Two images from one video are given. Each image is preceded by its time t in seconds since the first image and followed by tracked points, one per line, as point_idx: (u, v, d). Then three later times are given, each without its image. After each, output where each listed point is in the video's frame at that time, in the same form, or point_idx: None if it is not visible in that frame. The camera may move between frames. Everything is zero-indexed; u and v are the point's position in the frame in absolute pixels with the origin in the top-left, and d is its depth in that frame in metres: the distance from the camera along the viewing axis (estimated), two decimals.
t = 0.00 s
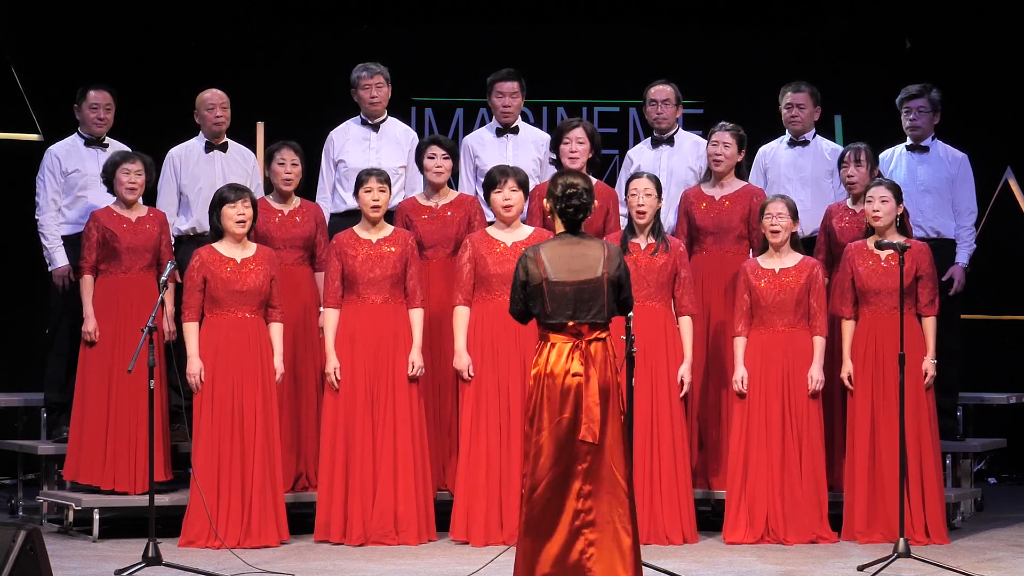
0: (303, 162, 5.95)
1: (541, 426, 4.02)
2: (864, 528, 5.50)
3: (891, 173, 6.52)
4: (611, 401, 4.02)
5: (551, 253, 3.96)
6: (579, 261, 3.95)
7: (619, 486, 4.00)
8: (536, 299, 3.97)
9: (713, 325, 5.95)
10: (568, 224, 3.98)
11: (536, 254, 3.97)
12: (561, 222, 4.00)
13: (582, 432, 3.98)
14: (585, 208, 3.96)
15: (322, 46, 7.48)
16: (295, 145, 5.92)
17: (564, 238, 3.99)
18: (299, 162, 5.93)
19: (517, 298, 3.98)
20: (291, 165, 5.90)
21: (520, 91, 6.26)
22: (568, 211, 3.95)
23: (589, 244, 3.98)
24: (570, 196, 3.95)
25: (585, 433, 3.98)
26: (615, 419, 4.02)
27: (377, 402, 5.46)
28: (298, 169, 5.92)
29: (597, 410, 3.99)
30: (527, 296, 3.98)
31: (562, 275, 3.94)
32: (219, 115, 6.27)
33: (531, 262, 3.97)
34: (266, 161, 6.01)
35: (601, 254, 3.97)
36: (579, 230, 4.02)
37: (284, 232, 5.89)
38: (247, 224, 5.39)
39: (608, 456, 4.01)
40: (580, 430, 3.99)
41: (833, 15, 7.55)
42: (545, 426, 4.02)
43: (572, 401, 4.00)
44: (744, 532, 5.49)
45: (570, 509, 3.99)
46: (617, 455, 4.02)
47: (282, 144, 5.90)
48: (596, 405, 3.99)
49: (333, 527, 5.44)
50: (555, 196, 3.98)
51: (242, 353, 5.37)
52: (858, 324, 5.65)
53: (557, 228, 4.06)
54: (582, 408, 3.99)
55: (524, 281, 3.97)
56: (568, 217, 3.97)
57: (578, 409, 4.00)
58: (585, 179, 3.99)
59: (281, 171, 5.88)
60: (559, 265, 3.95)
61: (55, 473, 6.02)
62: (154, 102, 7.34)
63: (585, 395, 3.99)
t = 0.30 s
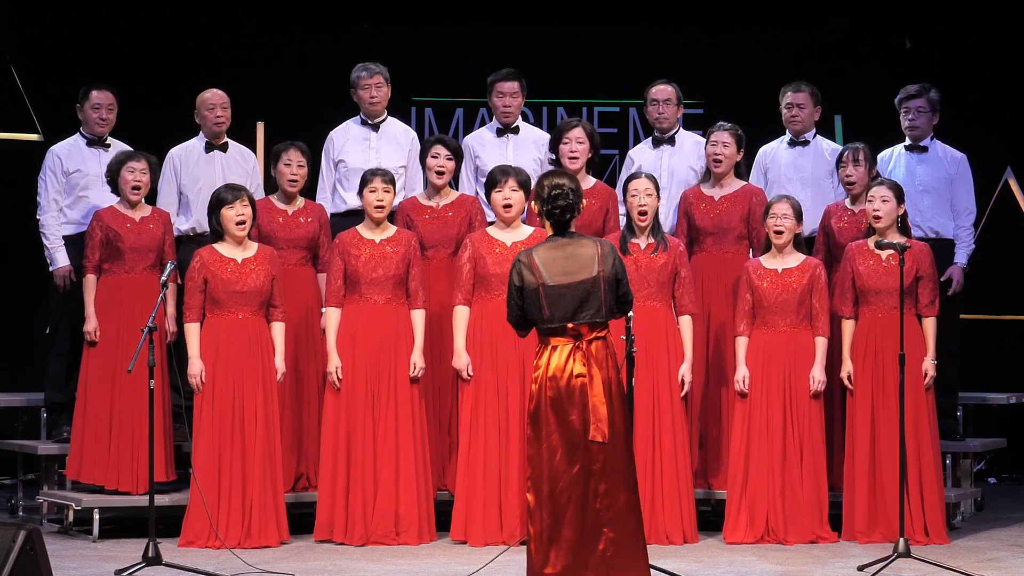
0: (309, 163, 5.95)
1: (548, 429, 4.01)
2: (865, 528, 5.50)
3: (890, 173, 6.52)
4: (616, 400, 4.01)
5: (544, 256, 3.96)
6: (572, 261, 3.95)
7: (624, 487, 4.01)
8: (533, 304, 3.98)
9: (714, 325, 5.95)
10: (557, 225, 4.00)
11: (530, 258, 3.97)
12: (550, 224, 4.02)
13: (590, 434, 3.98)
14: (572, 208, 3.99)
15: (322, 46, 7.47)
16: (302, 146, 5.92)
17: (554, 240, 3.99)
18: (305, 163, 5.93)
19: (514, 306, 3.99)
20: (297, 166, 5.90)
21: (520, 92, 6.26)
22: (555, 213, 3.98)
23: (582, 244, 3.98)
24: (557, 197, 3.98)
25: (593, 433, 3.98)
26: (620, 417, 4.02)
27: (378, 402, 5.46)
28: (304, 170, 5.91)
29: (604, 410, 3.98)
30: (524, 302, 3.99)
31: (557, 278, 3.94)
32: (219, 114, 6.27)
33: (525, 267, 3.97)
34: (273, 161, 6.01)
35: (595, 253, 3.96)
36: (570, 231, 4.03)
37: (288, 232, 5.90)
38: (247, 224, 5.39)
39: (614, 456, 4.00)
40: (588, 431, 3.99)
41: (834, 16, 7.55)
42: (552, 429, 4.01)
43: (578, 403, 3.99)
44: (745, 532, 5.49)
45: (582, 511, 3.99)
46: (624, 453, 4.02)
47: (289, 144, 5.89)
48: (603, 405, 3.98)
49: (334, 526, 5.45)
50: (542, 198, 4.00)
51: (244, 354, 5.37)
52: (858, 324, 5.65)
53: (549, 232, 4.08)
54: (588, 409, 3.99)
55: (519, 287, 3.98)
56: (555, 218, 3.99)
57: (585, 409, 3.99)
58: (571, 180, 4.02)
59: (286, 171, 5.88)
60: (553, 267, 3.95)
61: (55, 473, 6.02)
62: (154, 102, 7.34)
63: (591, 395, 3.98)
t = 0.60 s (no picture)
0: (314, 165, 5.94)
1: (548, 428, 4.01)
2: (864, 528, 5.50)
3: (889, 173, 6.51)
4: (617, 400, 4.00)
5: (547, 256, 3.96)
6: (575, 262, 3.95)
7: (624, 489, 4.01)
8: (535, 303, 3.98)
9: (714, 325, 5.95)
10: (561, 227, 3.99)
11: (533, 258, 3.97)
12: (554, 225, 4.01)
13: (589, 433, 3.97)
14: (577, 211, 3.98)
15: (322, 46, 7.47)
16: (308, 147, 5.91)
17: (557, 242, 3.98)
18: (311, 164, 5.92)
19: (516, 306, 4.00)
20: (303, 167, 5.88)
21: (521, 92, 6.26)
22: (561, 215, 3.97)
23: (584, 245, 3.98)
24: (562, 200, 3.96)
25: (593, 433, 3.97)
26: (620, 416, 4.01)
27: (378, 402, 5.46)
28: (309, 172, 5.91)
29: (604, 410, 3.97)
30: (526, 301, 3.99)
31: (559, 278, 3.94)
32: (220, 114, 6.27)
33: (527, 266, 3.97)
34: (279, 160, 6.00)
35: (597, 254, 3.96)
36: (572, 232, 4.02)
37: (293, 232, 5.90)
38: (248, 224, 5.39)
39: (614, 457, 4.00)
40: (588, 431, 3.98)
41: (834, 15, 7.55)
42: (552, 428, 4.00)
43: (579, 402, 3.98)
44: (745, 532, 5.49)
45: (582, 511, 3.98)
46: (627, 453, 4.02)
47: (295, 145, 5.88)
48: (603, 405, 3.97)
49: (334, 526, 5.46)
50: (547, 200, 3.99)
51: (244, 354, 5.37)
52: (858, 324, 5.65)
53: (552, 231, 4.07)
54: (589, 409, 3.98)
55: (521, 286, 3.98)
56: (560, 220, 3.98)
57: (584, 408, 3.98)
58: (575, 181, 4.00)
59: (292, 172, 5.87)
60: (555, 267, 3.95)
61: (55, 473, 6.02)
62: (154, 102, 7.34)
63: (591, 395, 3.97)
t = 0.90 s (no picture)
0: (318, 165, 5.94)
1: (542, 423, 4.00)
2: (864, 528, 5.50)
3: (888, 173, 6.51)
4: (613, 398, 4.00)
5: (564, 250, 3.94)
6: (590, 261, 3.94)
7: (617, 488, 4.00)
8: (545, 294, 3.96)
9: (714, 325, 5.95)
10: (585, 226, 3.96)
11: (549, 250, 3.95)
12: (577, 224, 3.97)
13: (583, 429, 3.97)
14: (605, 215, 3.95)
15: (323, 46, 7.47)
16: (313, 147, 5.91)
17: (576, 240, 3.97)
18: (315, 164, 5.92)
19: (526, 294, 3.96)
20: (308, 167, 5.88)
21: (521, 92, 6.26)
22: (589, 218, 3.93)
23: (602, 246, 3.98)
24: (593, 202, 3.92)
25: (587, 429, 3.96)
26: (616, 415, 4.00)
27: (378, 402, 5.46)
28: (314, 172, 5.91)
29: (599, 408, 3.97)
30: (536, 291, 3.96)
31: (572, 273, 3.93)
32: (220, 114, 6.27)
33: (543, 257, 3.95)
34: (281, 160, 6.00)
35: (613, 256, 3.96)
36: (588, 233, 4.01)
37: (295, 232, 5.89)
38: (249, 226, 5.38)
39: (607, 455, 3.99)
40: (582, 427, 3.98)
41: (834, 15, 7.55)
42: (546, 423, 3.99)
43: (574, 398, 3.98)
44: (745, 532, 5.49)
45: (573, 508, 3.98)
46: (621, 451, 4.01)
47: (299, 145, 5.88)
48: (599, 402, 3.97)
49: (333, 526, 5.46)
50: (575, 198, 3.94)
51: (244, 354, 5.38)
52: (858, 324, 5.65)
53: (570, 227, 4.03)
54: (584, 405, 3.98)
55: (535, 276, 3.95)
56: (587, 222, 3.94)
57: (580, 405, 3.98)
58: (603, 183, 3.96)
59: (296, 172, 5.86)
60: (570, 262, 3.93)
61: (55, 473, 6.02)
62: (154, 103, 7.34)
63: (587, 393, 3.97)
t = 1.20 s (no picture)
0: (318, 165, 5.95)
1: (538, 415, 3.99)
2: (864, 528, 5.50)
3: (888, 173, 6.51)
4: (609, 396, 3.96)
5: (574, 247, 3.95)
6: (597, 260, 3.94)
7: (609, 487, 3.94)
8: (550, 287, 3.96)
9: (714, 325, 5.95)
10: (600, 227, 3.97)
11: (559, 246, 3.97)
12: (593, 224, 3.98)
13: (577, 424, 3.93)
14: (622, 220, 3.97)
15: (323, 45, 7.48)
16: (312, 147, 5.93)
17: (590, 239, 3.97)
18: (315, 165, 5.93)
19: (532, 285, 3.97)
20: (308, 168, 5.89)
21: (521, 92, 6.26)
22: (608, 219, 3.95)
23: (612, 249, 3.98)
24: (612, 204, 3.94)
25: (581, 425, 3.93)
26: (612, 414, 3.96)
27: (378, 402, 5.46)
28: (314, 172, 5.92)
29: (595, 405, 3.94)
30: (542, 283, 3.97)
31: (577, 270, 3.93)
32: (220, 114, 6.27)
33: (552, 251, 3.97)
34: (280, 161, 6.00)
35: (621, 261, 3.96)
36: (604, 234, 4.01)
37: (295, 232, 5.89)
38: (252, 229, 5.38)
39: (600, 453, 3.95)
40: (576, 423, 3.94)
41: (834, 15, 7.55)
42: (542, 416, 3.98)
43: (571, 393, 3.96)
44: (745, 532, 5.48)
45: (563, 502, 3.96)
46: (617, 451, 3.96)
47: (299, 147, 5.90)
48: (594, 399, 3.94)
49: (332, 526, 5.45)
50: (593, 197, 3.96)
51: (244, 353, 5.37)
52: (858, 324, 5.65)
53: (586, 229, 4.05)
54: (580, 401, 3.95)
55: (542, 268, 3.97)
56: (603, 222, 3.95)
57: (575, 401, 3.95)
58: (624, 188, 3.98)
59: (297, 173, 5.87)
60: (577, 259, 3.94)
61: (55, 473, 6.02)
62: (153, 103, 7.34)
63: (583, 389, 3.94)
